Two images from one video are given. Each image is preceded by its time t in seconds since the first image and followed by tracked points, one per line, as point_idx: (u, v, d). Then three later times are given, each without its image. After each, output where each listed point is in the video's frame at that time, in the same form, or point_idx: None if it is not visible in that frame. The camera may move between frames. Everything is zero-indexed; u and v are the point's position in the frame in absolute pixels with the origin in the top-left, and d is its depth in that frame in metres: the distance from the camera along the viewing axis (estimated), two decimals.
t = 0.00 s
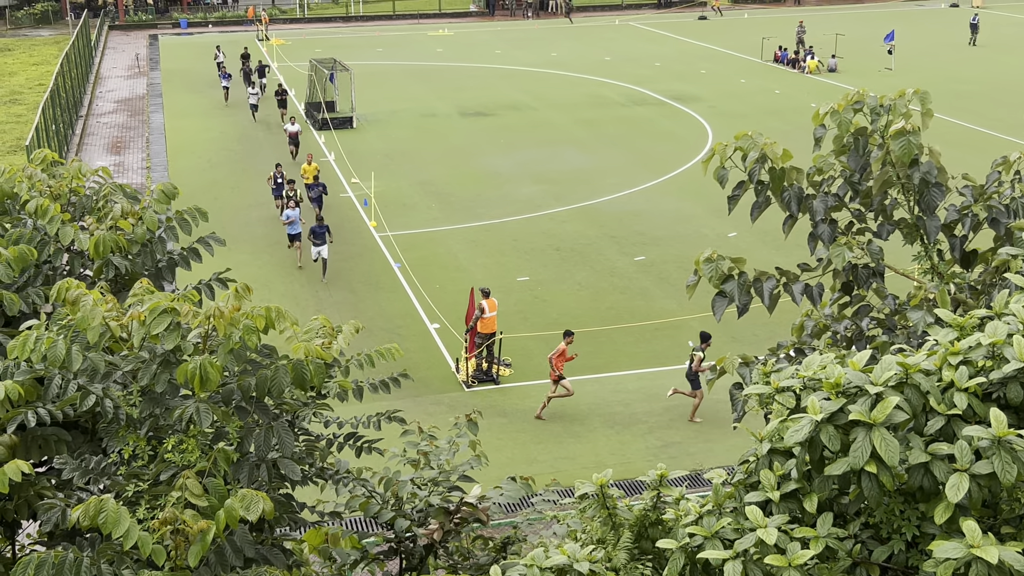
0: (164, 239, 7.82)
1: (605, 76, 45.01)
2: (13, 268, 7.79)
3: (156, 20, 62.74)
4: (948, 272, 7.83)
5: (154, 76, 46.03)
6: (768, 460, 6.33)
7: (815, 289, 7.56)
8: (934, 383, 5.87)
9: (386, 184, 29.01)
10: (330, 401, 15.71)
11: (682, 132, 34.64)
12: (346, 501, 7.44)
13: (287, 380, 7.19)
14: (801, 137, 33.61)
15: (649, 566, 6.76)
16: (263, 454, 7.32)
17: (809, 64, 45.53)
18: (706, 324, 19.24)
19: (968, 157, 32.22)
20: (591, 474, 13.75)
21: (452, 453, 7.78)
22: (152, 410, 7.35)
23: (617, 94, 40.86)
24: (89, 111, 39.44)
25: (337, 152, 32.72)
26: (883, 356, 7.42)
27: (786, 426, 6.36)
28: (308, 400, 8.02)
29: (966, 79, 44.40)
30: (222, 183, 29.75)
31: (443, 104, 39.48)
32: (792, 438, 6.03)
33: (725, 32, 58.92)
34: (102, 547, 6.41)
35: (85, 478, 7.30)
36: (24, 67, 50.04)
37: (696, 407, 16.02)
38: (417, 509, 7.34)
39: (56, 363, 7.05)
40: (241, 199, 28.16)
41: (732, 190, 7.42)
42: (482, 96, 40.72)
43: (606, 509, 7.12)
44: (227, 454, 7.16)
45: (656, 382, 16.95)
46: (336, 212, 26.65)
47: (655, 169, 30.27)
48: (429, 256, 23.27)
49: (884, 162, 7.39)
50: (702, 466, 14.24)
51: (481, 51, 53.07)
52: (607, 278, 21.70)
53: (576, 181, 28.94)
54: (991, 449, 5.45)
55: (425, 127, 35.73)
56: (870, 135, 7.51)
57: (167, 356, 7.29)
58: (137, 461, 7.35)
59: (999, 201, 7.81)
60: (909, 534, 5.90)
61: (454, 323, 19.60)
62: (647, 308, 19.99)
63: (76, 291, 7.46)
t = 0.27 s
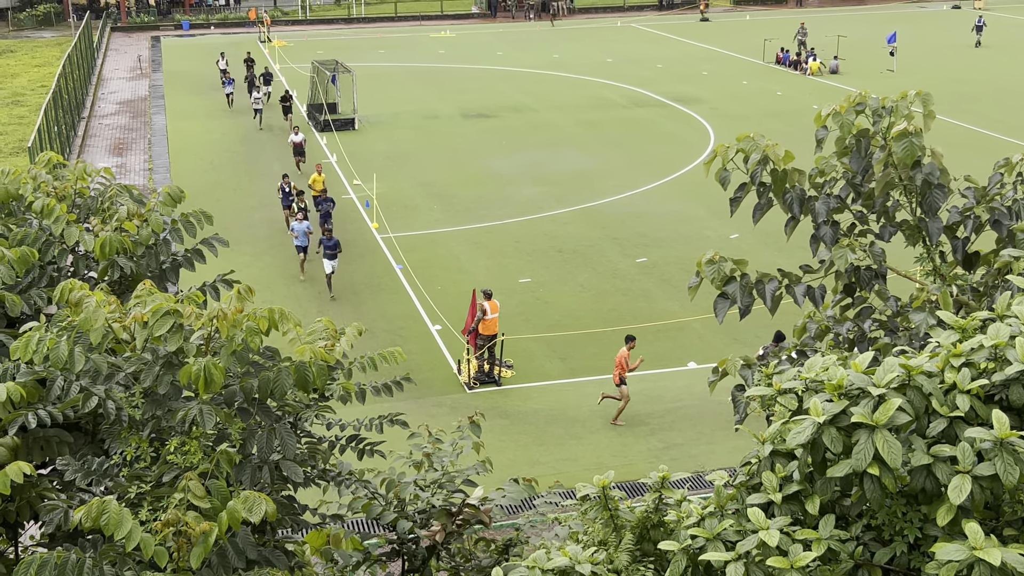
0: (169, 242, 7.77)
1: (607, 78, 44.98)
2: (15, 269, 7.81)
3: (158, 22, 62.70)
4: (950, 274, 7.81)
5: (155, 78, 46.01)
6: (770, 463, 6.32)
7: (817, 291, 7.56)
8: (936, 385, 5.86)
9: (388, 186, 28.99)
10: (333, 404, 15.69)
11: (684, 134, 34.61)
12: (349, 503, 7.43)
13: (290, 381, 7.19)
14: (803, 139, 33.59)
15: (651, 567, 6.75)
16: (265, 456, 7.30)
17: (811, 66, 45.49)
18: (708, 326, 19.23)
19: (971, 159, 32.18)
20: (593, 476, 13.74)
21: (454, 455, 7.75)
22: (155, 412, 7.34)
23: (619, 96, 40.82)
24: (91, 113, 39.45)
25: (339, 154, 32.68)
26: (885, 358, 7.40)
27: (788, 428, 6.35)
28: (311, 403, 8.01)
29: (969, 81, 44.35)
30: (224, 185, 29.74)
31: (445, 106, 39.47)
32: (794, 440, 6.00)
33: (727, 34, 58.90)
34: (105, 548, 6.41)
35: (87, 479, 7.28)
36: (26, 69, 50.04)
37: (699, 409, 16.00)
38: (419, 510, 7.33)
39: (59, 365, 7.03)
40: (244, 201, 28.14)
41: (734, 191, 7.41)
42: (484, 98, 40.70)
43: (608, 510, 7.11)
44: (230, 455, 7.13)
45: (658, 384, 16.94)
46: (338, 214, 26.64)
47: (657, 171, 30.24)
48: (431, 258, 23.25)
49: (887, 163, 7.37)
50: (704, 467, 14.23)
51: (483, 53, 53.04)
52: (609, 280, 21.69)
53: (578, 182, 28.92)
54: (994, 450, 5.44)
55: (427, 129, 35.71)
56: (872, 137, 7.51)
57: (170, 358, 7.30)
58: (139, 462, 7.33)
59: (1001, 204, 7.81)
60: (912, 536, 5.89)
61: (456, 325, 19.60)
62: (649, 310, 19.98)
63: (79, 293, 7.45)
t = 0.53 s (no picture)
0: (173, 241, 7.74)
1: (608, 78, 44.98)
2: (19, 270, 7.81)
3: (159, 23, 62.74)
4: (951, 276, 7.81)
5: (157, 79, 46.03)
6: (772, 464, 6.32)
7: (819, 292, 7.56)
8: (938, 386, 5.86)
9: (389, 187, 28.98)
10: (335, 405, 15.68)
11: (686, 135, 34.59)
12: (350, 504, 7.42)
13: (292, 383, 7.19)
14: (804, 140, 33.58)
15: (652, 568, 6.75)
16: (267, 457, 7.30)
17: (812, 66, 45.50)
18: (708, 327, 19.23)
19: (972, 159, 32.18)
20: (594, 477, 13.74)
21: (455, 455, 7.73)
22: (156, 413, 7.33)
23: (620, 97, 40.81)
24: (92, 114, 39.49)
25: (340, 154, 32.67)
26: (886, 359, 7.40)
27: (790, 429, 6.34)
28: (313, 404, 8.00)
29: (970, 82, 44.35)
30: (226, 186, 29.75)
31: (446, 106, 39.48)
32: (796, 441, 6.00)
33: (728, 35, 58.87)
34: (107, 549, 6.42)
35: (89, 480, 7.28)
36: (27, 70, 50.08)
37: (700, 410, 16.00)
38: (421, 511, 7.33)
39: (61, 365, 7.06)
40: (245, 203, 28.15)
41: (735, 192, 7.42)
42: (485, 100, 40.69)
43: (609, 512, 7.12)
44: (232, 456, 7.12)
45: (659, 385, 16.94)
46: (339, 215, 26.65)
47: (658, 172, 30.23)
48: (432, 259, 23.26)
49: (888, 164, 7.36)
50: (704, 469, 14.24)
51: (484, 54, 53.04)
52: (610, 281, 21.69)
53: (579, 184, 28.92)
54: (996, 452, 5.44)
55: (428, 130, 35.70)
56: (874, 138, 7.51)
57: (171, 359, 7.29)
58: (141, 463, 7.31)
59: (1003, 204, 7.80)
60: (913, 537, 5.88)
61: (457, 326, 19.60)
62: (650, 311, 19.97)
63: (81, 293, 7.44)
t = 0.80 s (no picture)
0: (172, 242, 7.70)
1: (608, 79, 44.96)
2: (23, 271, 7.82)
3: (159, 23, 62.73)
4: (952, 276, 7.81)
5: (157, 79, 46.04)
6: (772, 464, 6.32)
7: (819, 292, 7.56)
8: (938, 386, 5.86)
9: (389, 187, 28.97)
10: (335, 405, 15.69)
11: (686, 135, 34.57)
12: (351, 504, 7.41)
13: (293, 383, 7.20)
14: (804, 140, 33.58)
15: (652, 569, 6.75)
16: (267, 457, 7.31)
17: (812, 67, 45.50)
18: (709, 327, 19.23)
19: (973, 160, 32.17)
20: (594, 477, 13.75)
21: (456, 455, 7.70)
22: (156, 413, 7.34)
23: (620, 97, 40.80)
24: (93, 115, 39.50)
25: (340, 155, 32.65)
26: (887, 359, 7.40)
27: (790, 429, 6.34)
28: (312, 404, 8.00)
29: (971, 82, 44.33)
30: (226, 186, 29.77)
31: (446, 107, 39.47)
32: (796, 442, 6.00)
33: (728, 36, 58.87)
34: (107, 550, 6.43)
35: (89, 480, 7.27)
36: (27, 70, 50.08)
37: (700, 410, 16.01)
38: (421, 511, 7.31)
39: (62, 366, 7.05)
40: (246, 203, 28.15)
41: (735, 192, 7.45)
42: (485, 100, 40.68)
43: (609, 512, 7.13)
44: (232, 457, 7.12)
45: (659, 385, 16.95)
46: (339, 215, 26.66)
47: (658, 172, 30.23)
48: (432, 259, 23.27)
49: (889, 164, 7.35)
50: (704, 469, 14.25)
51: (484, 54, 53.02)
52: (611, 281, 21.69)
53: (579, 184, 28.93)
54: (995, 452, 5.45)
55: (428, 131, 35.71)
56: (874, 138, 7.51)
57: (172, 359, 7.28)
58: (142, 463, 7.31)
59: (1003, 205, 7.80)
60: (913, 537, 5.88)
61: (457, 326, 19.60)
62: (651, 311, 19.98)
63: (81, 294, 7.44)
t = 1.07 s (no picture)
0: (172, 242, 7.69)
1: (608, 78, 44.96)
2: (28, 271, 7.84)
3: (159, 23, 62.73)
4: (951, 275, 7.81)
5: (156, 79, 46.06)
6: (772, 464, 6.32)
7: (819, 292, 7.57)
8: (938, 386, 5.87)
9: (389, 187, 28.98)
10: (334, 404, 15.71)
11: (686, 135, 34.55)
12: (351, 504, 7.39)
13: (293, 383, 7.19)
14: (804, 140, 33.57)
15: (652, 569, 6.74)
16: (268, 457, 7.30)
17: (812, 67, 45.49)
18: (708, 327, 19.24)
19: (973, 160, 32.13)
20: (594, 477, 13.76)
21: (456, 454, 7.68)
22: (156, 413, 7.33)
23: (620, 97, 40.77)
24: (92, 114, 39.52)
25: (339, 155, 32.64)
26: (887, 359, 7.40)
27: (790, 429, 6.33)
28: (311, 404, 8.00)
29: (971, 82, 44.28)
30: (225, 186, 29.77)
31: (446, 107, 39.47)
32: (796, 442, 5.99)
33: (727, 36, 58.85)
34: (108, 550, 6.44)
35: (89, 480, 7.27)
36: (26, 70, 50.10)
37: (699, 410, 16.01)
38: (421, 510, 7.29)
39: (61, 366, 7.04)
40: (246, 203, 28.14)
41: (735, 192, 7.46)
42: (484, 100, 40.66)
43: (609, 512, 7.12)
44: (232, 457, 7.11)
45: (659, 385, 16.94)
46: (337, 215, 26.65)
47: (658, 172, 30.21)
48: (431, 259, 23.27)
49: (888, 164, 7.35)
50: (704, 468, 14.25)
51: (483, 54, 53.00)
52: (610, 281, 21.68)
53: (579, 184, 28.92)
54: (995, 452, 5.45)
55: (428, 130, 35.69)
56: (874, 138, 7.52)
57: (172, 359, 7.28)
58: (142, 463, 7.31)
59: (1002, 204, 7.80)
60: (913, 537, 5.88)
61: (457, 326, 19.60)
62: (650, 311, 19.97)
63: (81, 294, 7.45)
